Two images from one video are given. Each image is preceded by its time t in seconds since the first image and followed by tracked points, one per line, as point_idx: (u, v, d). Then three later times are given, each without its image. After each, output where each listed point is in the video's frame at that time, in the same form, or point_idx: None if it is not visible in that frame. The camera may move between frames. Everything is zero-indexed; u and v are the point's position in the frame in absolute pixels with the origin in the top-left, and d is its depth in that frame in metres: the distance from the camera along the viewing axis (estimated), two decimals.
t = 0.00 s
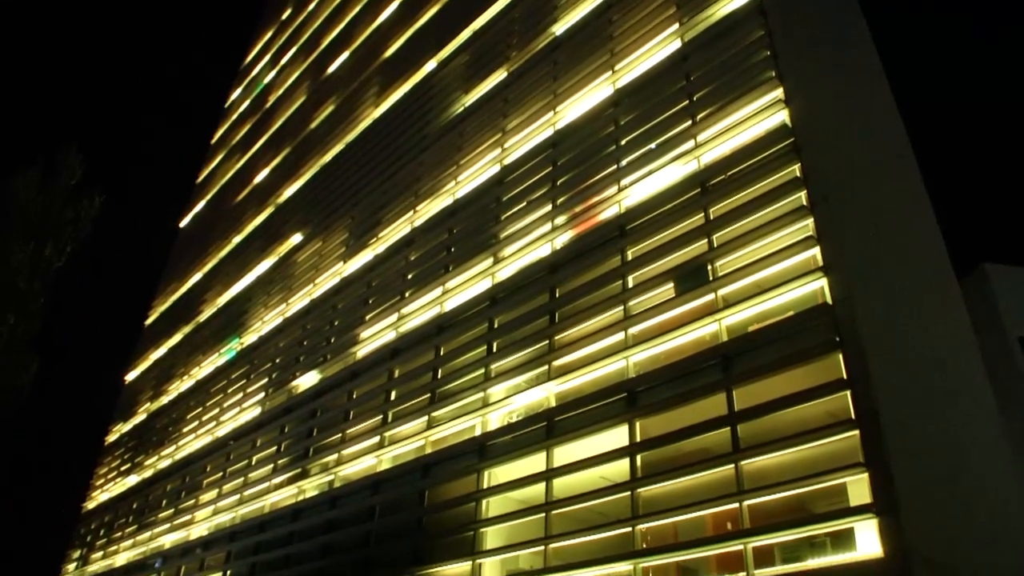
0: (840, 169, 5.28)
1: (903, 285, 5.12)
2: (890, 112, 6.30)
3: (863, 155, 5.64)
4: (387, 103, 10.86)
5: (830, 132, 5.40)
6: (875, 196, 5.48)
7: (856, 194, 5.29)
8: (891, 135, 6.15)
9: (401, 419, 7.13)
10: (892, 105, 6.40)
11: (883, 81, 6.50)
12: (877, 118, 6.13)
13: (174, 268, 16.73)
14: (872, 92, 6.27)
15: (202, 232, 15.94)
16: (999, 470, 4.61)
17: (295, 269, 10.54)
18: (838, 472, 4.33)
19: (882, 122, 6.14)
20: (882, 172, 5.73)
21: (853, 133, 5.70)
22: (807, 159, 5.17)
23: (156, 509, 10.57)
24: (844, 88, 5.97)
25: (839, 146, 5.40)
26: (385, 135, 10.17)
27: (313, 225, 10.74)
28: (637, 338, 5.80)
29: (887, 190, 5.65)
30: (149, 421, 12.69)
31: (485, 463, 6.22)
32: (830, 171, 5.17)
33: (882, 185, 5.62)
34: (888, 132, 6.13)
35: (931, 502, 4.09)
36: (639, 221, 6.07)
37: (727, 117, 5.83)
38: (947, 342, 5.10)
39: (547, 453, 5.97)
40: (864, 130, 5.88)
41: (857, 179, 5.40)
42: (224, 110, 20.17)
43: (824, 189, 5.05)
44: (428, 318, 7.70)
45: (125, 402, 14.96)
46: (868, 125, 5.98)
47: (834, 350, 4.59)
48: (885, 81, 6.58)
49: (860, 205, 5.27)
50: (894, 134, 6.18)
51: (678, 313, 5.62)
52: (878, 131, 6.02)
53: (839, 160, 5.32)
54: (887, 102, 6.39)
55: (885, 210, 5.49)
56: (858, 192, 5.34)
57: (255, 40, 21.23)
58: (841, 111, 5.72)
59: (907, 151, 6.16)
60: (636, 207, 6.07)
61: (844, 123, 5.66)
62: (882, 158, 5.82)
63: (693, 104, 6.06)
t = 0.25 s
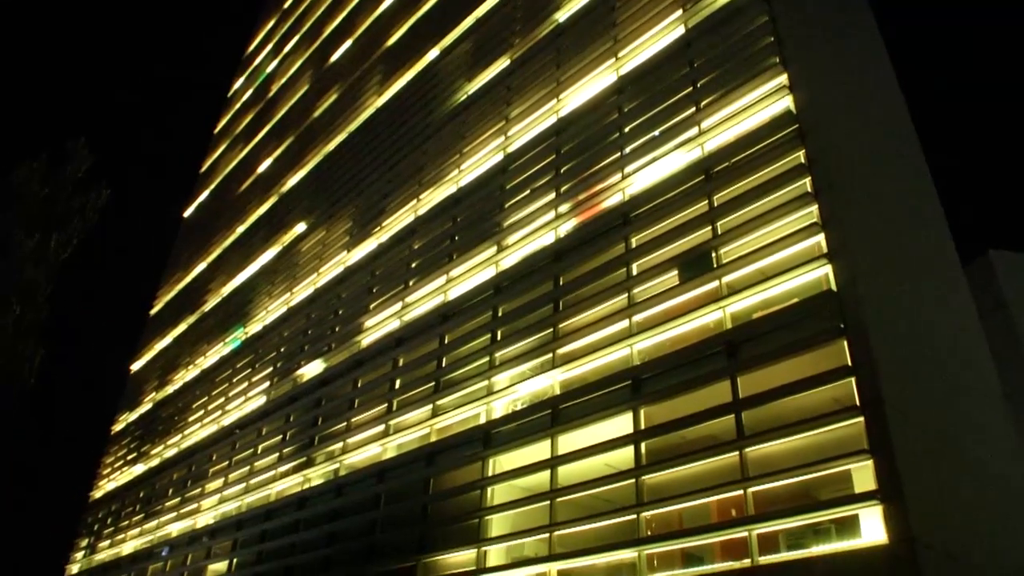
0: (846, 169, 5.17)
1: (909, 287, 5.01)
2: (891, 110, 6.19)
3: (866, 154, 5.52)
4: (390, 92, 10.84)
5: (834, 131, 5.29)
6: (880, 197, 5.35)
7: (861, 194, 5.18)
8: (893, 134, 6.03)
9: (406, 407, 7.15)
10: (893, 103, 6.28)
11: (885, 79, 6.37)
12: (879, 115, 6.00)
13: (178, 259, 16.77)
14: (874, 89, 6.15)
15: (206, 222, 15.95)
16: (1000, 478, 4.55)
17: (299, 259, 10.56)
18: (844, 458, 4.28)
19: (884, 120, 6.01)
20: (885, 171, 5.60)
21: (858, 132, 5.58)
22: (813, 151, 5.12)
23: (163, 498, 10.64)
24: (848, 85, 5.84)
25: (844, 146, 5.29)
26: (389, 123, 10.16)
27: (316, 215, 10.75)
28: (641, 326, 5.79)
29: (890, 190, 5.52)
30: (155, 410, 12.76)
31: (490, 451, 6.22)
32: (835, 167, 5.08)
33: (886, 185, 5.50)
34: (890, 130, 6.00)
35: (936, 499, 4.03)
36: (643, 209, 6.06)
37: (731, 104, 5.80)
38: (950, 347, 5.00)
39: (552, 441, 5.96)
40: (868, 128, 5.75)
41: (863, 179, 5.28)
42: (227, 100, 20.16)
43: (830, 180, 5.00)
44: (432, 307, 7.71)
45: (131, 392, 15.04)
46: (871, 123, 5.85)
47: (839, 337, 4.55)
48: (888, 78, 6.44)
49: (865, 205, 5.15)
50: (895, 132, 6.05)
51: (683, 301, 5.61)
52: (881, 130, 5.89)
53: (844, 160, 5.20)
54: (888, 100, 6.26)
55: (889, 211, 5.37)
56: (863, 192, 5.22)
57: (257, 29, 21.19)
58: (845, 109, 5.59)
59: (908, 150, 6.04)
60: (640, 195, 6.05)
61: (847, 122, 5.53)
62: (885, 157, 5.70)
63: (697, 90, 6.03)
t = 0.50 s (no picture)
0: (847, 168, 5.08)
1: (908, 289, 4.91)
2: (892, 110, 6.06)
3: (866, 154, 5.41)
4: (392, 84, 10.81)
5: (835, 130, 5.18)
6: (879, 198, 5.25)
7: (862, 194, 5.09)
8: (894, 135, 5.90)
9: (409, 400, 7.17)
10: (894, 102, 6.15)
11: (885, 78, 6.24)
12: (879, 114, 5.87)
13: (180, 252, 16.79)
14: (873, 89, 6.02)
15: (209, 215, 15.96)
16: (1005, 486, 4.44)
17: (302, 251, 10.56)
18: (847, 449, 4.27)
19: (884, 119, 5.88)
20: (885, 172, 5.49)
21: (857, 131, 5.46)
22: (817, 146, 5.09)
23: (167, 490, 10.69)
24: (847, 84, 5.71)
25: (844, 145, 5.18)
26: (391, 115, 10.15)
27: (319, 207, 10.75)
28: (644, 318, 5.78)
29: (890, 191, 5.41)
30: (159, 403, 12.80)
31: (493, 443, 6.23)
32: (838, 163, 5.03)
33: (885, 186, 5.39)
34: (890, 130, 5.87)
35: (941, 496, 4.01)
36: (645, 200, 6.05)
37: (734, 95, 5.78)
38: (953, 351, 4.89)
39: (555, 432, 5.96)
40: (868, 128, 5.62)
41: (863, 179, 5.17)
42: (229, 93, 20.15)
43: (835, 176, 4.96)
44: (435, 300, 7.71)
45: (134, 385, 15.08)
46: (877, 124, 5.78)
47: (843, 328, 4.54)
48: (888, 76, 6.31)
49: (866, 206, 5.05)
50: (896, 132, 5.92)
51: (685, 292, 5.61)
52: (881, 130, 5.76)
53: (845, 158, 5.11)
54: (889, 99, 6.13)
55: (888, 211, 5.27)
56: (863, 192, 5.11)
57: (258, 21, 21.16)
58: (844, 108, 5.47)
59: (909, 151, 5.91)
60: (642, 186, 6.04)
61: (852, 122, 5.46)
62: (885, 157, 5.58)
63: (700, 82, 6.01)
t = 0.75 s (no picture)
0: (848, 166, 5.04)
1: (909, 291, 4.86)
2: (897, 111, 6.02)
3: (867, 154, 5.35)
4: (392, 78, 10.81)
5: (834, 130, 5.12)
6: (879, 199, 5.18)
7: (862, 194, 5.03)
8: (900, 136, 5.87)
9: (410, 393, 7.18)
10: (894, 102, 6.08)
11: (891, 79, 6.21)
12: (880, 114, 5.80)
13: (181, 246, 16.79)
14: (873, 88, 5.94)
15: (209, 209, 15.96)
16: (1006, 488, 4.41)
17: (303, 245, 10.56)
18: (848, 443, 4.28)
19: (884, 119, 5.82)
20: (885, 173, 5.42)
21: (858, 131, 5.39)
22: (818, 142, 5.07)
23: (169, 484, 10.73)
24: (848, 83, 5.64)
25: (844, 145, 5.11)
26: (392, 108, 10.13)
27: (319, 201, 10.75)
28: (645, 311, 5.78)
29: (890, 191, 5.35)
30: (160, 397, 12.82)
31: (494, 436, 6.24)
32: (839, 160, 4.99)
33: (885, 187, 5.33)
34: (890, 130, 5.80)
35: (940, 489, 4.01)
36: (646, 194, 6.05)
37: (735, 88, 5.77)
38: (953, 354, 4.84)
39: (556, 426, 5.97)
40: (868, 128, 5.55)
41: (863, 179, 5.12)
42: (229, 87, 20.13)
43: (836, 170, 4.94)
44: (436, 293, 7.71)
45: (135, 379, 15.10)
46: (881, 125, 5.74)
47: (844, 322, 4.54)
48: (888, 75, 6.23)
49: (866, 206, 4.99)
50: (896, 132, 5.85)
51: (686, 286, 5.60)
52: (887, 131, 5.74)
53: (846, 157, 5.07)
54: (889, 99, 6.06)
55: (896, 213, 5.26)
56: (863, 192, 5.06)
57: (259, 15, 21.12)
58: (845, 107, 5.40)
59: (909, 151, 5.85)
60: (643, 179, 6.03)
61: (855, 122, 5.42)
62: (885, 158, 5.52)
63: (701, 75, 6.00)
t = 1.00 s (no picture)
0: (848, 165, 5.01)
1: (909, 291, 4.83)
2: (899, 113, 6.00)
3: (867, 153, 5.31)
4: (392, 73, 10.78)
5: (835, 129, 5.09)
6: (879, 199, 5.15)
7: (862, 194, 5.00)
8: (902, 137, 5.85)
9: (410, 388, 7.19)
10: (895, 102, 6.04)
11: (893, 80, 6.19)
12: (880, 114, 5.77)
13: (181, 241, 16.79)
14: (873, 87, 5.90)
15: (209, 204, 15.95)
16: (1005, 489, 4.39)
17: (303, 241, 10.56)
18: (847, 438, 4.28)
19: (884, 119, 5.78)
20: (885, 173, 5.39)
21: (858, 131, 5.35)
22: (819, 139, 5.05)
23: (169, 479, 10.76)
24: (848, 82, 5.60)
25: (844, 145, 5.08)
26: (391, 103, 10.12)
27: (319, 196, 10.75)
28: (644, 307, 5.78)
29: (891, 192, 5.32)
30: (160, 392, 12.84)
31: (494, 431, 6.26)
32: (839, 158, 4.97)
33: (885, 187, 5.29)
34: (890, 130, 5.77)
35: (938, 484, 4.02)
36: (646, 189, 6.04)
37: (735, 84, 5.76)
38: (952, 355, 4.82)
39: (556, 421, 5.98)
40: (868, 128, 5.51)
41: (863, 179, 5.09)
42: (229, 81, 20.10)
43: (837, 167, 4.93)
44: (435, 289, 7.72)
45: (135, 374, 15.12)
46: (882, 125, 5.71)
47: (844, 317, 4.54)
48: (888, 74, 6.20)
49: (866, 205, 4.96)
50: (897, 133, 5.82)
51: (686, 281, 5.59)
52: (887, 132, 5.71)
53: (846, 155, 5.05)
54: (890, 99, 6.02)
55: (896, 213, 5.23)
56: (863, 192, 5.03)
57: (258, 9, 21.07)
58: (845, 107, 5.37)
59: (909, 151, 5.82)
60: (643, 174, 6.03)
61: (856, 122, 5.39)
62: (884, 158, 5.48)
63: (701, 70, 5.99)
